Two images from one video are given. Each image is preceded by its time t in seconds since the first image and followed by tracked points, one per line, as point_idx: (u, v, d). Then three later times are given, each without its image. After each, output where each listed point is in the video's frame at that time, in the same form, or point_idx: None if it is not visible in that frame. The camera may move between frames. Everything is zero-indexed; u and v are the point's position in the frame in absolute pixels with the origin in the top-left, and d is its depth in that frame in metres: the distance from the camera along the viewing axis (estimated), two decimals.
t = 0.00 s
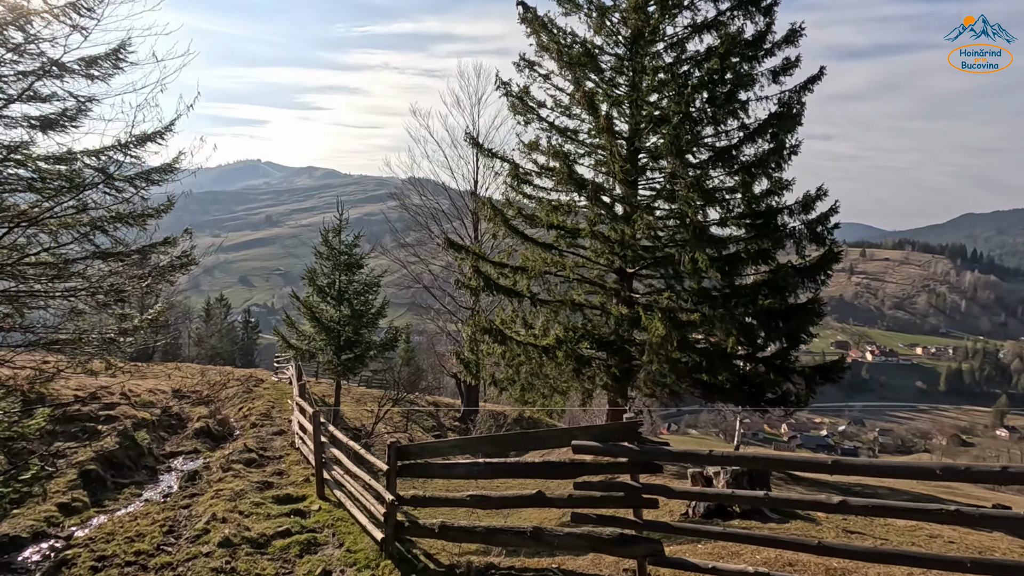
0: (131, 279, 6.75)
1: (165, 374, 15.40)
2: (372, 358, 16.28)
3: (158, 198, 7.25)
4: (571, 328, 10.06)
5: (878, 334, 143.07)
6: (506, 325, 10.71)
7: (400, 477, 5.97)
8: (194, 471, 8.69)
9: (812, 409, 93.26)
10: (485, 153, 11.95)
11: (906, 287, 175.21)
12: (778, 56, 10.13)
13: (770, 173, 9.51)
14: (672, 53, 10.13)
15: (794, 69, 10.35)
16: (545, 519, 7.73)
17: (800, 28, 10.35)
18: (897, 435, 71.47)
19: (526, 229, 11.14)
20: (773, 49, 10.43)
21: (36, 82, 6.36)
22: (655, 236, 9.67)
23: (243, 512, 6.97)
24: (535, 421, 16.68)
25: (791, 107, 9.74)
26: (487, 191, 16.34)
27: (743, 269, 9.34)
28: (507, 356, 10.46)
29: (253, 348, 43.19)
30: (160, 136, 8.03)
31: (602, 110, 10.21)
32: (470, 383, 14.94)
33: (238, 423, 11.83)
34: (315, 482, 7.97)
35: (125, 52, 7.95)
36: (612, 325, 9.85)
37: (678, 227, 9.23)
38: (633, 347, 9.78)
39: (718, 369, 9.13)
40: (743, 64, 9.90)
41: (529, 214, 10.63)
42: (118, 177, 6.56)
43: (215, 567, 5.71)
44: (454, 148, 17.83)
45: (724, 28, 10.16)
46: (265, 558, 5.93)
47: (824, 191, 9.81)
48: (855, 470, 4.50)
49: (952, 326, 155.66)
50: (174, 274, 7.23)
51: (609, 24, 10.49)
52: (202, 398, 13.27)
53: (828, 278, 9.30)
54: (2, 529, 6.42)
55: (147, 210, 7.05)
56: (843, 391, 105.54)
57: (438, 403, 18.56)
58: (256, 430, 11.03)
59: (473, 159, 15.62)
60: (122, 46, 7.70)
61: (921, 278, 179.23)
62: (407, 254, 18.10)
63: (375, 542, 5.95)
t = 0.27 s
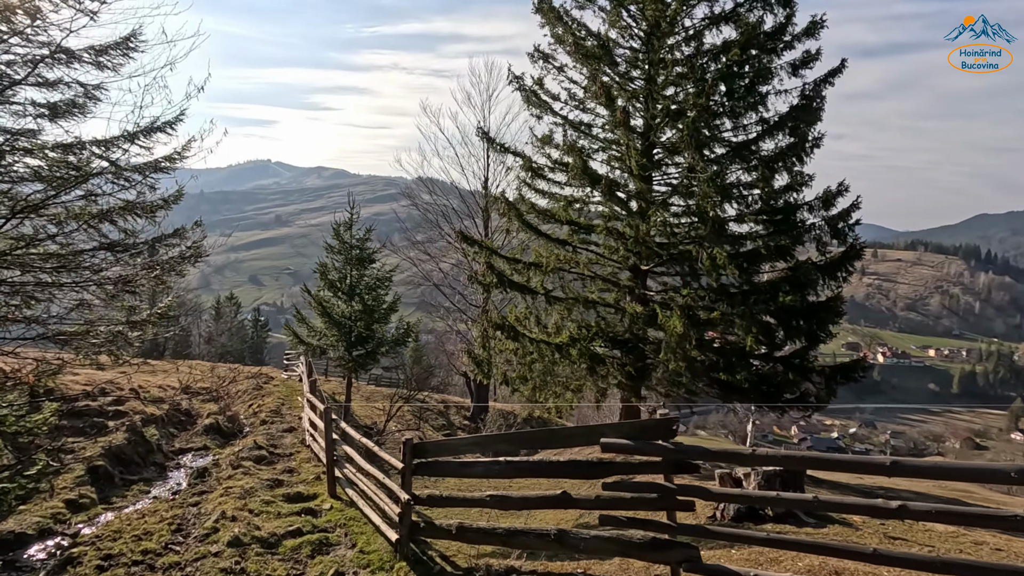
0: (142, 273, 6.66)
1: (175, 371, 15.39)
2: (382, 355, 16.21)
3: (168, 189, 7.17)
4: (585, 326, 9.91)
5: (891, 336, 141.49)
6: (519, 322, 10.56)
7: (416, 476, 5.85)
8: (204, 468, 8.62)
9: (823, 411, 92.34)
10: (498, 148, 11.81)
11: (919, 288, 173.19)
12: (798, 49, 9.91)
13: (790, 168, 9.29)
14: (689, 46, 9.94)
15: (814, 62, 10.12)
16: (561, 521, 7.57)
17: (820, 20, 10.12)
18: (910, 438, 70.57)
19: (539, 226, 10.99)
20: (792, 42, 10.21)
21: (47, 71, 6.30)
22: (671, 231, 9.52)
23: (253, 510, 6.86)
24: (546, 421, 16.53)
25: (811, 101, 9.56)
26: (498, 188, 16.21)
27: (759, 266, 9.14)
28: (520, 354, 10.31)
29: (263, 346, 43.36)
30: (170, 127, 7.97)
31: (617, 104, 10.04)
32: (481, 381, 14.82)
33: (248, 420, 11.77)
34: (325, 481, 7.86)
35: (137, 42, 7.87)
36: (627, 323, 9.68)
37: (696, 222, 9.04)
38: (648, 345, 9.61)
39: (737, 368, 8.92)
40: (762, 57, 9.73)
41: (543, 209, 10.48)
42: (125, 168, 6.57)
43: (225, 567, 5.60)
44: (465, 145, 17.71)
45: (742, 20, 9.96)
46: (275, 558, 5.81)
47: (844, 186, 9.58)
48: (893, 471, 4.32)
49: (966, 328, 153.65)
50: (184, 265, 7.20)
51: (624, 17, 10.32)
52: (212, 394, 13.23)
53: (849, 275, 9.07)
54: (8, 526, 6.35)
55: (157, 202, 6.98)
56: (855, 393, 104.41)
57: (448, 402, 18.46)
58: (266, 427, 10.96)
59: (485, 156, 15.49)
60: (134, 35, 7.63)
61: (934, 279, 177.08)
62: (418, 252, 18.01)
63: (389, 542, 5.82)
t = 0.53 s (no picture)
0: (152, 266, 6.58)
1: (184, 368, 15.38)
2: (394, 351, 16.14)
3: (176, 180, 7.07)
4: (599, 324, 9.78)
5: (903, 338, 139.91)
6: (533, 319, 10.41)
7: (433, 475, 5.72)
8: (214, 465, 8.54)
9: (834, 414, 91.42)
10: (511, 143, 11.66)
11: (932, 290, 171.15)
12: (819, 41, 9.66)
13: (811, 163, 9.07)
14: (706, 40, 9.72)
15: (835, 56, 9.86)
16: (579, 523, 7.43)
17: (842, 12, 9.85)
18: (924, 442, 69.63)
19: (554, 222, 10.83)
20: (814, 35, 9.96)
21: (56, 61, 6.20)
22: (688, 228, 9.51)
23: (263, 509, 6.76)
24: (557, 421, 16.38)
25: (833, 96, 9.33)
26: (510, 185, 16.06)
27: (778, 264, 8.92)
28: (533, 352, 10.16)
29: (273, 344, 43.54)
30: (182, 118, 7.87)
31: (632, 99, 9.83)
32: (491, 380, 14.70)
33: (258, 417, 11.70)
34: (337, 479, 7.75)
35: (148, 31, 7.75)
36: (641, 321, 9.52)
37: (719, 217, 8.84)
38: (664, 343, 9.47)
39: (758, 367, 8.70)
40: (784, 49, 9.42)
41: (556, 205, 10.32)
42: (136, 159, 6.54)
43: (234, 568, 5.48)
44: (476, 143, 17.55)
45: (762, 12, 9.73)
46: (287, 558, 5.70)
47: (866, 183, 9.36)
48: (929, 473, 4.15)
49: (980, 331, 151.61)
50: (194, 258, 7.11)
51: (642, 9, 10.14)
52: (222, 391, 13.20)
53: (872, 272, 8.87)
54: (13, 522, 6.28)
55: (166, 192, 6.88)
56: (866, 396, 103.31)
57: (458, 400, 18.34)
58: (276, 424, 10.88)
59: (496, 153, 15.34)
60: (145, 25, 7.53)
61: (948, 281, 174.93)
62: (429, 249, 17.91)
63: (404, 543, 5.70)
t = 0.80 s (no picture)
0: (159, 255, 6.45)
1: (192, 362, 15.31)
2: (406, 344, 16.01)
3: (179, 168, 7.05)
4: (613, 319, 9.61)
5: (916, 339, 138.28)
6: (546, 312, 10.21)
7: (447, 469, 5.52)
8: (221, 458, 8.42)
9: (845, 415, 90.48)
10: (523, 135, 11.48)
11: (945, 291, 169.02)
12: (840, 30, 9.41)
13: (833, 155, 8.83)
14: (724, 30, 9.50)
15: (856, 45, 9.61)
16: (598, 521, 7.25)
17: None
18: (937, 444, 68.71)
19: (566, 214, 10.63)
20: (834, 24, 9.70)
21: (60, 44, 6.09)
22: (704, 220, 9.34)
23: (270, 504, 6.63)
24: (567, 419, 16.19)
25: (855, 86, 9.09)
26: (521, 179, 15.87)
27: (798, 258, 8.70)
28: (545, 346, 9.98)
29: (282, 341, 43.62)
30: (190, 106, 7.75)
31: (647, 89, 9.62)
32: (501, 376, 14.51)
33: (267, 411, 11.60)
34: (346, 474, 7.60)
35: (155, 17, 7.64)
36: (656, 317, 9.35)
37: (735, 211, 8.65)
38: (679, 338, 9.31)
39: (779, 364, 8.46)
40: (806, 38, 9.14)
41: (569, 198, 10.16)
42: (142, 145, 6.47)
43: (240, 565, 5.33)
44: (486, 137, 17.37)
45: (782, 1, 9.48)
46: (295, 555, 5.55)
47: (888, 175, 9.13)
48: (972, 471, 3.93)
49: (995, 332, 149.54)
50: (200, 247, 6.98)
51: None
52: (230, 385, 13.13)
53: (894, 267, 8.67)
54: (14, 515, 6.18)
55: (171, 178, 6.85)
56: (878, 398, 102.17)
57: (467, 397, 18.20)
58: (285, 418, 10.77)
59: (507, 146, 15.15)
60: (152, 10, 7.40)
61: (961, 282, 172.72)
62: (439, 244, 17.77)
63: (418, 541, 5.54)
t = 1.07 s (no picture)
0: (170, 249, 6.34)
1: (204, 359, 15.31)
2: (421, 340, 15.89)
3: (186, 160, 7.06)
4: (630, 316, 9.39)
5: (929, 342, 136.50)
6: (562, 310, 10.03)
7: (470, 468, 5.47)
8: (233, 456, 8.32)
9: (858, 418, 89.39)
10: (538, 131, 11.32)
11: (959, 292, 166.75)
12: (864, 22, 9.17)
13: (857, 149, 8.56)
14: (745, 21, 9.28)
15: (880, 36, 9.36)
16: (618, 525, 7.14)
17: None
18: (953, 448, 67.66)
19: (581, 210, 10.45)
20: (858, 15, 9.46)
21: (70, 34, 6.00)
22: (723, 216, 9.14)
23: (283, 503, 6.51)
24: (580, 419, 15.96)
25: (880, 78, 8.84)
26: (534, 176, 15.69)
27: (821, 254, 8.42)
28: (561, 344, 9.82)
29: (293, 340, 43.67)
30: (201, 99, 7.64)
31: (665, 82, 9.40)
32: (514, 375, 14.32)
33: (278, 409, 11.50)
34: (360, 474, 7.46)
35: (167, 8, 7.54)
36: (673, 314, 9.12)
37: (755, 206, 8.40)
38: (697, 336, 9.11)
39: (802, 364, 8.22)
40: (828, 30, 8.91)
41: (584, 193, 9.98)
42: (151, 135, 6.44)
43: (253, 567, 5.19)
44: (497, 134, 17.22)
45: None
46: (308, 556, 5.42)
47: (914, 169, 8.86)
48: None
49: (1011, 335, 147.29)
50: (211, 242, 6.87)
51: None
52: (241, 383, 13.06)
53: (922, 260, 8.43)
54: (21, 512, 6.10)
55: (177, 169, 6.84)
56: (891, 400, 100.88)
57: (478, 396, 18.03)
58: (296, 416, 10.66)
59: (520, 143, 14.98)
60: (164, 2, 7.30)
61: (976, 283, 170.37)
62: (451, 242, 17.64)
63: (438, 543, 5.43)
